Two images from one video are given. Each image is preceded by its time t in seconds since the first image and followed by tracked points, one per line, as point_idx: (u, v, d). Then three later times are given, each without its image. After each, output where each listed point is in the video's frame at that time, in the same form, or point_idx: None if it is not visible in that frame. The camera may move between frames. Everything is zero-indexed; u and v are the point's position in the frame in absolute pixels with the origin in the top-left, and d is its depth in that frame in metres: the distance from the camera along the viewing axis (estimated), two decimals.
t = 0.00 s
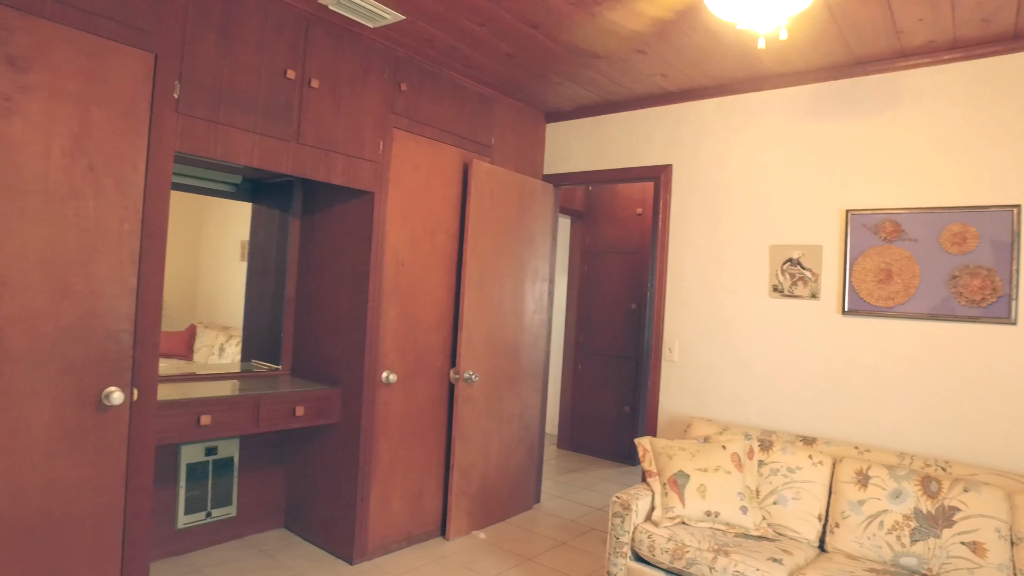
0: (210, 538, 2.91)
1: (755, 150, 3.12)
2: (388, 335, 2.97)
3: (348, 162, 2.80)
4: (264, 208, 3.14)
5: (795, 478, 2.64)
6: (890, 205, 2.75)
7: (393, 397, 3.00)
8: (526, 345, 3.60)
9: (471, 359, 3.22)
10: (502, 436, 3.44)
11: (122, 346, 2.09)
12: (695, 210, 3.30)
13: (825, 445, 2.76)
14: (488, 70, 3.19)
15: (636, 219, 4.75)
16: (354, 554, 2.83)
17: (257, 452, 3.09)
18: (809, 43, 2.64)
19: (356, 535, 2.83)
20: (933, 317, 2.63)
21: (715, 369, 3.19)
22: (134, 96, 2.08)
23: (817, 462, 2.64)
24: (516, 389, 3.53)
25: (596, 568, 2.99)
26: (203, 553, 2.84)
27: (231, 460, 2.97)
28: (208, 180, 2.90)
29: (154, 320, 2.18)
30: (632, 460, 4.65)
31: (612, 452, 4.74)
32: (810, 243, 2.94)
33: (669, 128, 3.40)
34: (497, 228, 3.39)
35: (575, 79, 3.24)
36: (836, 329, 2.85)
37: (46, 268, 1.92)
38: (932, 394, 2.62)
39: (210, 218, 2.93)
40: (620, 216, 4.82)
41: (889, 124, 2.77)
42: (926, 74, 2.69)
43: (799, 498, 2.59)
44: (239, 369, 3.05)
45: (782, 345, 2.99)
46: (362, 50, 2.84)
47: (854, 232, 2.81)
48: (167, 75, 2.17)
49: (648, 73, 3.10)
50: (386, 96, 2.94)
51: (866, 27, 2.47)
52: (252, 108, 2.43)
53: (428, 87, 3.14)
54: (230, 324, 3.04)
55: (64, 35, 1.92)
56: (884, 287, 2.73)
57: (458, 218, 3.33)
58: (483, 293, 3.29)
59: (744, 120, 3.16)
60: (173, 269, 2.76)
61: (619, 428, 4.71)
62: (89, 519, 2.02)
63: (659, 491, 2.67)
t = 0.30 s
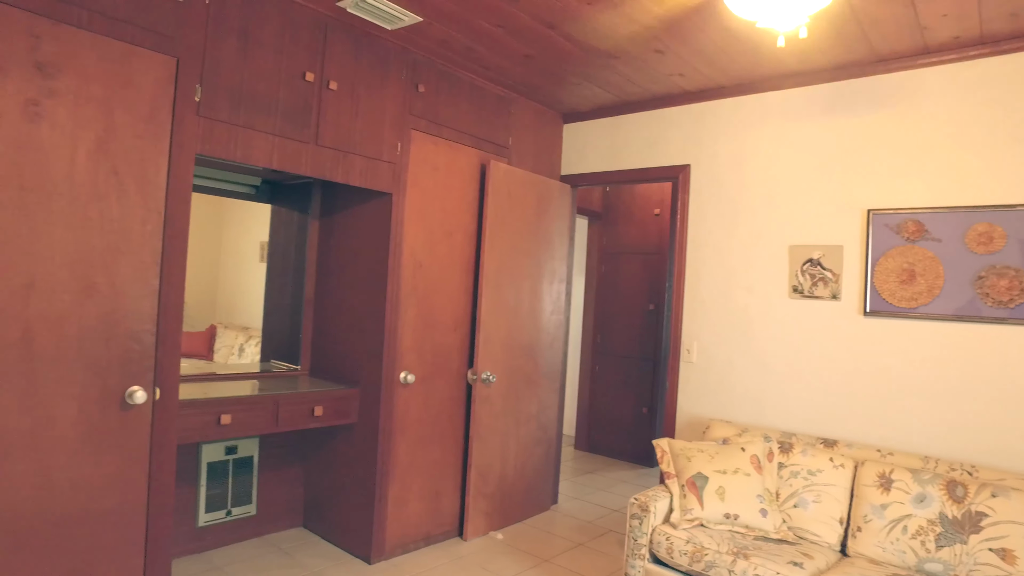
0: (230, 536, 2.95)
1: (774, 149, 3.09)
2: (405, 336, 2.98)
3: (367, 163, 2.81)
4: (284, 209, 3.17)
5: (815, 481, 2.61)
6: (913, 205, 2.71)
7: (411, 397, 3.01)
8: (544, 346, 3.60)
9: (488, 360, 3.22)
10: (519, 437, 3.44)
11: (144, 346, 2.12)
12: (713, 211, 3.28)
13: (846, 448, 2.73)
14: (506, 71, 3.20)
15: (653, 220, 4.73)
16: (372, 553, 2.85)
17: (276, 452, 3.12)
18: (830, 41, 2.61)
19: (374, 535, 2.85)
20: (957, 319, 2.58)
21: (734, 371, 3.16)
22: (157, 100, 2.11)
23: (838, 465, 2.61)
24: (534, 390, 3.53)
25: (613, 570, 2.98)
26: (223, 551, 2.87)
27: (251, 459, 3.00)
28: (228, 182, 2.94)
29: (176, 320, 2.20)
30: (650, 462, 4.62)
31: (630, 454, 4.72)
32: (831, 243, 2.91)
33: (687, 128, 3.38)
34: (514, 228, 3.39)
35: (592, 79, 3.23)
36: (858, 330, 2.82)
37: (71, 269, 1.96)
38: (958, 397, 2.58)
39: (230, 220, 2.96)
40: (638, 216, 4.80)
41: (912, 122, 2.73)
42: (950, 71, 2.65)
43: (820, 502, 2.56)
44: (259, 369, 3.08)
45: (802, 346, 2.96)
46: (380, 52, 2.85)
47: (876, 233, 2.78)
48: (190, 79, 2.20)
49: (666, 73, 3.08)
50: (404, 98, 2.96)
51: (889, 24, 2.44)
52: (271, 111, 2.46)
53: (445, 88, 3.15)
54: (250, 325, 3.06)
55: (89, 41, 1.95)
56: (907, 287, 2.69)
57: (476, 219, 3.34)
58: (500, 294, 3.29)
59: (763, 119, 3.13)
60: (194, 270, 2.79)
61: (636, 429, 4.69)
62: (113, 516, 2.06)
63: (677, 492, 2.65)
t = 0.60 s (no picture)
0: (250, 535, 2.98)
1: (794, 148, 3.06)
2: (423, 337, 2.99)
3: (385, 164, 2.83)
4: (303, 210, 3.20)
5: (836, 483, 2.58)
6: (937, 203, 2.66)
7: (428, 398, 3.02)
8: (561, 347, 3.60)
9: (506, 361, 3.22)
10: (536, 437, 3.43)
11: (166, 346, 2.15)
12: (732, 211, 3.25)
13: (868, 451, 2.70)
14: (523, 71, 3.20)
15: (671, 220, 4.70)
16: (389, 553, 2.86)
17: (295, 451, 3.15)
18: (851, 38, 2.58)
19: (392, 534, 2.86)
20: (983, 319, 2.54)
21: (754, 372, 3.13)
22: (179, 103, 2.14)
23: (860, 468, 2.58)
24: (551, 391, 3.53)
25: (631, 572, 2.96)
26: (243, 550, 2.90)
27: (270, 458, 3.02)
28: (249, 184, 2.97)
29: (197, 320, 2.23)
30: (668, 463, 4.60)
31: (648, 455, 4.70)
32: (852, 243, 2.87)
33: (705, 128, 3.36)
34: (532, 229, 3.39)
35: (609, 79, 3.22)
36: (880, 332, 2.78)
37: (96, 270, 1.99)
38: (984, 400, 2.53)
39: (250, 221, 2.99)
40: (656, 217, 4.78)
41: (935, 119, 2.69)
42: (976, 67, 2.60)
43: (841, 505, 2.53)
44: (278, 370, 3.10)
45: (823, 347, 2.93)
46: (398, 53, 2.87)
47: (899, 232, 2.74)
48: (211, 82, 2.22)
49: (684, 72, 3.07)
50: (421, 99, 2.97)
51: (912, 20, 2.41)
52: (291, 113, 2.48)
53: (463, 89, 3.16)
54: (269, 325, 3.09)
55: (113, 45, 1.98)
56: (931, 288, 2.65)
57: (493, 220, 3.34)
58: (518, 294, 3.29)
59: (783, 118, 3.10)
60: (214, 271, 2.82)
61: (654, 431, 4.66)
62: (136, 513, 2.08)
63: (696, 494, 2.63)
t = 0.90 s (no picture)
0: (269, 533, 3.00)
1: (815, 147, 3.02)
2: (441, 337, 3.00)
3: (403, 166, 2.84)
4: (321, 212, 3.22)
5: (858, 487, 2.54)
6: (963, 202, 2.62)
7: (446, 399, 3.02)
8: (579, 348, 3.59)
9: (523, 361, 3.22)
10: (554, 438, 3.43)
11: (188, 346, 2.18)
12: (752, 211, 3.22)
13: (891, 453, 2.65)
14: (540, 72, 3.19)
15: (690, 220, 4.67)
16: (407, 552, 2.87)
17: (314, 451, 3.17)
18: (873, 34, 2.54)
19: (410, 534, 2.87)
20: (1010, 320, 2.49)
21: (774, 374, 3.10)
22: (200, 106, 2.16)
23: (883, 471, 2.54)
24: (569, 392, 3.52)
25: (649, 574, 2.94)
26: (262, 548, 2.93)
27: (289, 458, 3.05)
28: (268, 186, 2.99)
29: (218, 321, 2.25)
30: (686, 465, 4.57)
31: (666, 456, 4.67)
32: (874, 242, 2.83)
33: (724, 127, 3.33)
34: (549, 230, 3.38)
35: (627, 79, 3.20)
36: (903, 333, 2.73)
37: (119, 272, 2.01)
38: (1011, 402, 2.48)
39: (269, 223, 3.01)
40: (674, 217, 4.75)
41: (960, 116, 2.64)
42: (1002, 62, 2.55)
43: (864, 508, 2.49)
44: (296, 370, 3.12)
45: (845, 349, 2.89)
46: (415, 55, 2.87)
47: (922, 232, 2.69)
48: (231, 85, 2.25)
49: (703, 71, 3.04)
50: (439, 100, 2.98)
51: (936, 16, 2.37)
52: (310, 115, 2.50)
53: (480, 90, 3.16)
54: (287, 326, 3.09)
55: (136, 49, 2.01)
56: (956, 288, 2.60)
57: (511, 220, 3.33)
58: (535, 295, 3.29)
59: (803, 116, 3.06)
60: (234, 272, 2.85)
61: (672, 432, 4.64)
62: (158, 512, 2.11)
63: (715, 497, 2.61)
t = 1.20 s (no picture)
0: (288, 532, 3.03)
1: (835, 145, 2.98)
2: (458, 338, 3.00)
3: (420, 167, 2.85)
4: (339, 213, 3.24)
5: (880, 491, 2.51)
6: (989, 201, 2.57)
7: (463, 399, 3.03)
8: (596, 349, 3.57)
9: (540, 362, 3.22)
10: (571, 440, 3.42)
11: (208, 346, 2.20)
12: (771, 210, 3.19)
13: (915, 457, 2.61)
14: (557, 72, 3.19)
15: (708, 221, 4.64)
16: (424, 553, 2.88)
17: (332, 451, 3.19)
18: (895, 31, 2.51)
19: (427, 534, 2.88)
20: None
21: (794, 375, 3.06)
22: (220, 109, 2.19)
23: (906, 475, 2.50)
24: (586, 393, 3.51)
25: None
26: (281, 547, 2.96)
27: (307, 458, 3.07)
28: (287, 188, 3.02)
29: (238, 321, 2.27)
30: (705, 467, 4.54)
31: (684, 459, 4.64)
32: (897, 242, 2.79)
33: (743, 126, 3.30)
34: (566, 230, 3.37)
35: (644, 79, 3.19)
36: (927, 334, 2.69)
37: (142, 273, 2.04)
38: None
39: (288, 224, 3.03)
40: (692, 217, 4.72)
41: (986, 113, 2.59)
42: None
43: (887, 513, 2.46)
44: (315, 370, 3.15)
45: (866, 350, 2.85)
46: (432, 56, 2.88)
47: (947, 232, 2.65)
48: (251, 89, 2.27)
49: (720, 70, 3.02)
50: (456, 101, 2.98)
51: (960, 12, 2.33)
52: (328, 117, 2.51)
53: (497, 91, 3.16)
54: (306, 327, 3.12)
55: (158, 54, 2.04)
56: (981, 289, 2.55)
57: (528, 221, 3.33)
58: (552, 296, 3.28)
59: (824, 114, 3.02)
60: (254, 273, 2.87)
61: (690, 434, 4.61)
62: (179, 509, 2.14)
63: (734, 499, 2.59)
